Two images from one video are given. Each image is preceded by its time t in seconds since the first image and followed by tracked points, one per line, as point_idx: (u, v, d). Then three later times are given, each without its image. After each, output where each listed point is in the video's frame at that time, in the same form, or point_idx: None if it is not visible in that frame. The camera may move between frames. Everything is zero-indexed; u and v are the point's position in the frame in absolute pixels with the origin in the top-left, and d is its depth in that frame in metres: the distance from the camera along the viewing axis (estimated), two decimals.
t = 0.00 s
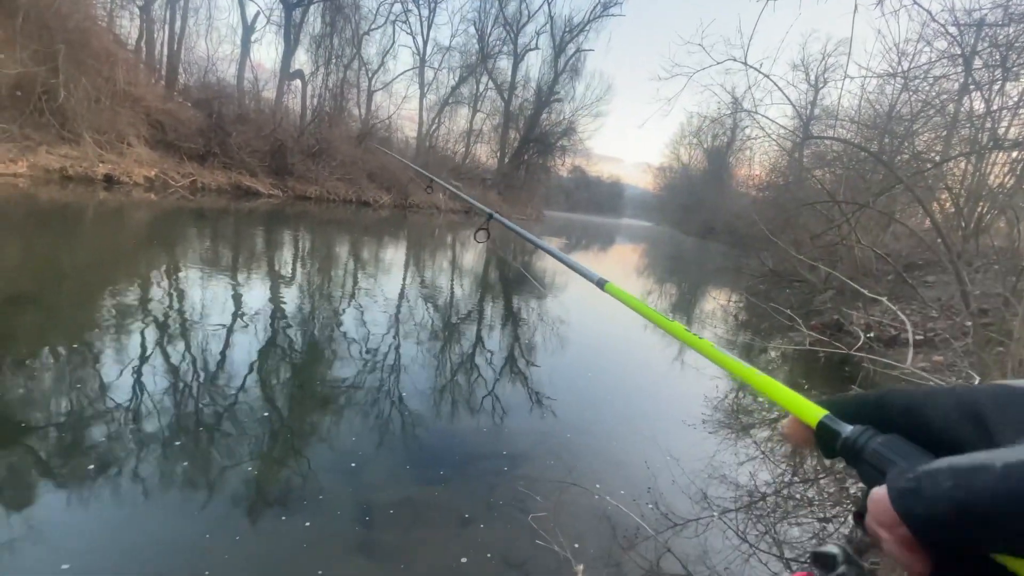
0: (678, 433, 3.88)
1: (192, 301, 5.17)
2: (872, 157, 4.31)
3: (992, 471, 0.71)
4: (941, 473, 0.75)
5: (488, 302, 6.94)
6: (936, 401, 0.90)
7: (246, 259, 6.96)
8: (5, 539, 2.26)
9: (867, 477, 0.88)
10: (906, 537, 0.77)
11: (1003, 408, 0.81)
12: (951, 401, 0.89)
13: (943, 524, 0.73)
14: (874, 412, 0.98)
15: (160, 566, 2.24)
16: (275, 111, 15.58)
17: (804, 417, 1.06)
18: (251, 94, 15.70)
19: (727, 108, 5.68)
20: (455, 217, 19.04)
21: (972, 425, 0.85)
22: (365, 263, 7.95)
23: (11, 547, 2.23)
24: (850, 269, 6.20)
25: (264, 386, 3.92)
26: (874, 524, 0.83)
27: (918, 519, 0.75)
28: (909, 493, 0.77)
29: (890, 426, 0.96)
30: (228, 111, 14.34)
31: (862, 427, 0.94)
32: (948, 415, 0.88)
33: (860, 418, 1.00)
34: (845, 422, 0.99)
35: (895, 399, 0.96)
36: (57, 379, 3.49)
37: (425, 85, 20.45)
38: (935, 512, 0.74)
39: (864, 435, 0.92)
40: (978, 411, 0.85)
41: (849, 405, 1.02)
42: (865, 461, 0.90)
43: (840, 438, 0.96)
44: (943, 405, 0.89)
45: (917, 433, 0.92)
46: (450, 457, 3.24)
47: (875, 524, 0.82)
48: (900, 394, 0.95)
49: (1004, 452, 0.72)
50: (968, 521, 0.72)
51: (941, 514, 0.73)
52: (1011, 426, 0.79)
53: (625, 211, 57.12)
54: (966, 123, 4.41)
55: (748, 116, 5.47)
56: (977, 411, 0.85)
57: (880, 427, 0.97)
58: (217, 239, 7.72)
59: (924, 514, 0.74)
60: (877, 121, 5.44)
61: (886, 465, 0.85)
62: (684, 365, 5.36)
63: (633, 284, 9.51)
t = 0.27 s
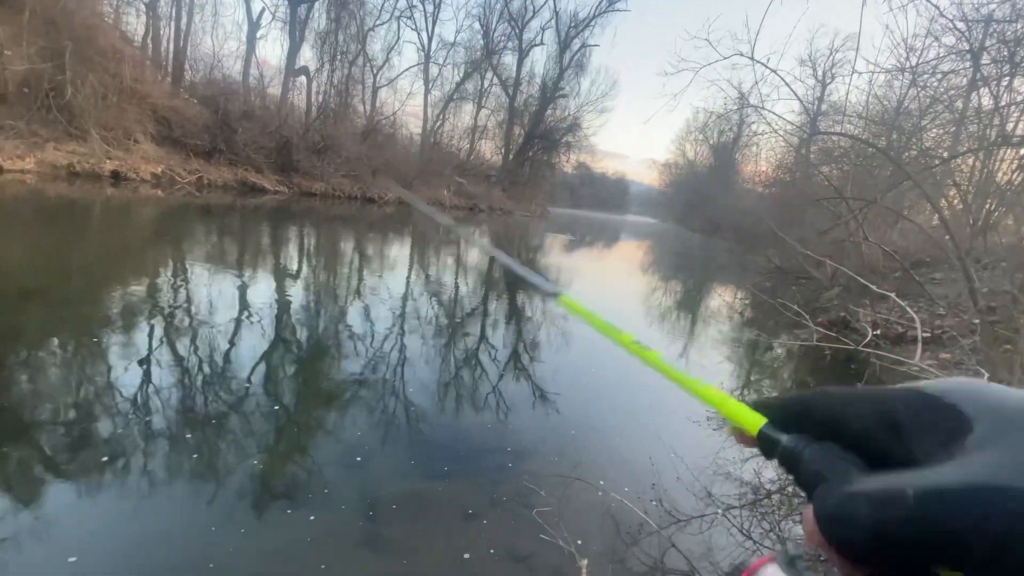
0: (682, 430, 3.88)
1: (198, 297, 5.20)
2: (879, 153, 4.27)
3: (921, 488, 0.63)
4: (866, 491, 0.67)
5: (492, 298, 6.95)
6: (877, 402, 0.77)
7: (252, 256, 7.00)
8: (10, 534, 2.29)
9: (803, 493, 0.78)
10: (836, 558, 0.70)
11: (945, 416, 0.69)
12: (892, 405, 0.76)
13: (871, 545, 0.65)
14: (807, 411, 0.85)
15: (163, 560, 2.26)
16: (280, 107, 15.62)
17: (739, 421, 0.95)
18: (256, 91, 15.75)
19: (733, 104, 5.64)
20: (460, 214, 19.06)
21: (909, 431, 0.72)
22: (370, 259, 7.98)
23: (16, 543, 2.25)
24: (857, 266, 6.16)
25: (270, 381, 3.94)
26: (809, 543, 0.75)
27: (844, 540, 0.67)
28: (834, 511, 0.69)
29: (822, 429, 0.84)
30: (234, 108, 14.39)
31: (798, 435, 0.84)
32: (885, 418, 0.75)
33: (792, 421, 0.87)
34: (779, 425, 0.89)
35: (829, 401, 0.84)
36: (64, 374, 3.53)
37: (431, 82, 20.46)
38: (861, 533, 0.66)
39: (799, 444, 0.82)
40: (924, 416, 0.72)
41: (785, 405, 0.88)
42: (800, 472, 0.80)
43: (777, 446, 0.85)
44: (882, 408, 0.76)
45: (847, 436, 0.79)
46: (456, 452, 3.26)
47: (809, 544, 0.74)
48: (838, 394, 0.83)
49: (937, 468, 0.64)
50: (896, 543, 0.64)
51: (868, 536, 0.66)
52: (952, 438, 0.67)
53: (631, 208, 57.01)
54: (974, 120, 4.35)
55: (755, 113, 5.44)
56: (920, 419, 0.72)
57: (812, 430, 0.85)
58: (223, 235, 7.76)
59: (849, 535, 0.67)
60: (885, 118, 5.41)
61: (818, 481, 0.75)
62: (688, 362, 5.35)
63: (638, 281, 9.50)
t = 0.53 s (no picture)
0: (686, 429, 3.87)
1: (203, 294, 5.22)
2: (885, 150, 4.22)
3: (895, 447, 0.63)
4: (847, 450, 0.68)
5: (496, 296, 6.94)
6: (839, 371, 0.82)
7: (256, 253, 7.02)
8: (21, 529, 2.31)
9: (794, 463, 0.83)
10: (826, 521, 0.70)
11: (906, 383, 0.72)
12: (854, 375, 0.79)
13: (855, 505, 0.66)
14: (797, 389, 0.91)
15: (170, 555, 2.27)
16: (284, 105, 15.64)
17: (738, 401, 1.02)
18: (260, 88, 15.77)
19: (738, 101, 5.60)
20: (463, 211, 19.07)
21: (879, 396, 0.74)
22: (374, 257, 7.98)
23: (26, 537, 2.27)
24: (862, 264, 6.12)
25: (274, 377, 3.96)
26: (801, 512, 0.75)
27: (831, 501, 0.68)
28: (817, 471, 0.70)
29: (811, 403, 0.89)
30: (238, 105, 14.42)
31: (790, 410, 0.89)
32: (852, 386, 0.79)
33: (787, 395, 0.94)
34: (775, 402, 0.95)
35: (818, 382, 0.85)
36: (70, 370, 3.55)
37: (434, 79, 20.45)
38: (843, 490, 0.66)
39: (790, 417, 0.87)
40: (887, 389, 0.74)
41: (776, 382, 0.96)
42: (790, 443, 0.85)
43: (773, 421, 0.91)
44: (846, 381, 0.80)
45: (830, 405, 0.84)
46: (460, 448, 3.27)
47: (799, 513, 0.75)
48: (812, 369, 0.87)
49: (913, 425, 0.65)
50: (878, 499, 0.64)
51: (849, 494, 0.66)
52: (920, 398, 0.70)
53: (634, 205, 56.94)
54: (981, 117, 4.33)
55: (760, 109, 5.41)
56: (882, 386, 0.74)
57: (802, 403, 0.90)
58: (227, 232, 7.78)
59: (834, 495, 0.68)
60: (891, 115, 5.37)
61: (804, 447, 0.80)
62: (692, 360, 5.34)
63: (642, 279, 9.49)
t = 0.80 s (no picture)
0: (686, 428, 3.87)
1: (204, 294, 5.23)
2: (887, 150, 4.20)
3: (922, 505, 0.70)
4: (875, 510, 0.74)
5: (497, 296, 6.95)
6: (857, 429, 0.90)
7: (258, 253, 7.03)
8: (25, 527, 2.32)
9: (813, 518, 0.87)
10: None
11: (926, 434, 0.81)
12: (871, 432, 0.88)
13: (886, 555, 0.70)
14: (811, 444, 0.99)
15: (171, 553, 2.28)
16: (286, 105, 15.66)
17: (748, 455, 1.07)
18: (262, 89, 15.80)
19: (739, 102, 5.60)
20: (464, 211, 19.08)
21: (899, 448, 0.83)
22: (375, 257, 8.00)
23: (29, 536, 2.28)
24: (863, 265, 6.11)
25: (275, 377, 3.96)
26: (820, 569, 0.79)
27: (858, 560, 0.73)
28: (843, 530, 0.75)
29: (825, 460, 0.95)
30: (240, 105, 14.44)
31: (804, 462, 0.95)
32: (872, 440, 0.87)
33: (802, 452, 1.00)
34: (787, 457, 1.00)
35: (828, 432, 0.95)
36: (72, 371, 3.55)
37: (435, 79, 20.47)
38: (874, 550, 0.71)
39: (804, 471, 0.92)
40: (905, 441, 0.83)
41: (790, 435, 1.03)
42: (807, 498, 0.89)
43: (784, 474, 0.96)
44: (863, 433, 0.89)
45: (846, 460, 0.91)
46: (461, 448, 3.28)
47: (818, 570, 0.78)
48: (828, 424, 0.95)
49: (930, 484, 0.73)
50: (907, 558, 0.70)
51: (877, 553, 0.71)
52: (939, 451, 0.78)
53: (635, 205, 56.93)
54: (984, 117, 4.33)
55: (761, 110, 5.40)
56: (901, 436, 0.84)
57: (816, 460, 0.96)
58: (229, 233, 7.79)
59: (864, 554, 0.72)
60: (893, 115, 5.37)
61: (827, 503, 0.84)
62: (693, 360, 5.33)
63: (643, 279, 9.49)
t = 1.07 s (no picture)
0: (686, 431, 3.87)
1: (204, 296, 5.23)
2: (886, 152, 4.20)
3: (946, 493, 0.68)
4: (895, 498, 0.72)
5: (496, 298, 6.95)
6: (877, 426, 0.89)
7: (258, 255, 7.05)
8: (23, 529, 2.31)
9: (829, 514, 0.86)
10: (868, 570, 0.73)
11: (947, 429, 0.81)
12: (894, 429, 0.87)
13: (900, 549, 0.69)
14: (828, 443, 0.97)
15: (166, 557, 2.26)
16: (286, 107, 15.71)
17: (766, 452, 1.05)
18: (262, 91, 15.84)
19: (738, 103, 5.61)
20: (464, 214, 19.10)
21: (921, 444, 0.83)
22: (375, 259, 8.02)
23: (28, 538, 2.27)
24: (863, 267, 6.11)
25: (275, 379, 3.95)
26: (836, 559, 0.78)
27: (876, 548, 0.71)
28: (862, 517, 0.74)
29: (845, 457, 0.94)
30: (240, 108, 14.47)
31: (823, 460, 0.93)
32: (893, 439, 0.87)
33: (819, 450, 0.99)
34: (805, 454, 1.00)
35: (852, 427, 0.94)
36: (72, 372, 3.55)
37: (435, 82, 20.53)
38: (893, 538, 0.70)
39: (822, 468, 0.91)
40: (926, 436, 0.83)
41: (806, 433, 1.02)
42: (824, 495, 0.89)
43: (801, 470, 0.95)
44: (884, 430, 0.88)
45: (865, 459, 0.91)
46: (460, 450, 3.27)
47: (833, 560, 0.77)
48: (849, 422, 0.95)
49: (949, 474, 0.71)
50: (926, 548, 0.67)
51: (896, 540, 0.69)
52: (960, 444, 0.78)
53: (634, 207, 56.96)
54: (984, 118, 4.33)
55: (759, 112, 5.41)
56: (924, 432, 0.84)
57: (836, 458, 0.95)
58: (229, 234, 7.81)
59: (882, 542, 0.70)
60: (893, 116, 5.37)
61: (844, 498, 0.83)
62: (692, 362, 5.33)
63: (642, 281, 9.53)
